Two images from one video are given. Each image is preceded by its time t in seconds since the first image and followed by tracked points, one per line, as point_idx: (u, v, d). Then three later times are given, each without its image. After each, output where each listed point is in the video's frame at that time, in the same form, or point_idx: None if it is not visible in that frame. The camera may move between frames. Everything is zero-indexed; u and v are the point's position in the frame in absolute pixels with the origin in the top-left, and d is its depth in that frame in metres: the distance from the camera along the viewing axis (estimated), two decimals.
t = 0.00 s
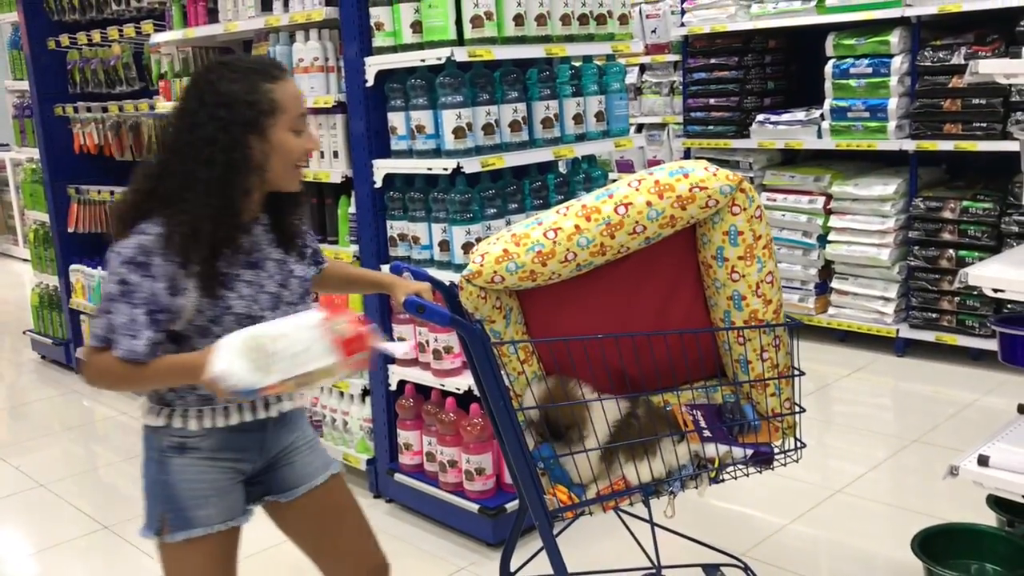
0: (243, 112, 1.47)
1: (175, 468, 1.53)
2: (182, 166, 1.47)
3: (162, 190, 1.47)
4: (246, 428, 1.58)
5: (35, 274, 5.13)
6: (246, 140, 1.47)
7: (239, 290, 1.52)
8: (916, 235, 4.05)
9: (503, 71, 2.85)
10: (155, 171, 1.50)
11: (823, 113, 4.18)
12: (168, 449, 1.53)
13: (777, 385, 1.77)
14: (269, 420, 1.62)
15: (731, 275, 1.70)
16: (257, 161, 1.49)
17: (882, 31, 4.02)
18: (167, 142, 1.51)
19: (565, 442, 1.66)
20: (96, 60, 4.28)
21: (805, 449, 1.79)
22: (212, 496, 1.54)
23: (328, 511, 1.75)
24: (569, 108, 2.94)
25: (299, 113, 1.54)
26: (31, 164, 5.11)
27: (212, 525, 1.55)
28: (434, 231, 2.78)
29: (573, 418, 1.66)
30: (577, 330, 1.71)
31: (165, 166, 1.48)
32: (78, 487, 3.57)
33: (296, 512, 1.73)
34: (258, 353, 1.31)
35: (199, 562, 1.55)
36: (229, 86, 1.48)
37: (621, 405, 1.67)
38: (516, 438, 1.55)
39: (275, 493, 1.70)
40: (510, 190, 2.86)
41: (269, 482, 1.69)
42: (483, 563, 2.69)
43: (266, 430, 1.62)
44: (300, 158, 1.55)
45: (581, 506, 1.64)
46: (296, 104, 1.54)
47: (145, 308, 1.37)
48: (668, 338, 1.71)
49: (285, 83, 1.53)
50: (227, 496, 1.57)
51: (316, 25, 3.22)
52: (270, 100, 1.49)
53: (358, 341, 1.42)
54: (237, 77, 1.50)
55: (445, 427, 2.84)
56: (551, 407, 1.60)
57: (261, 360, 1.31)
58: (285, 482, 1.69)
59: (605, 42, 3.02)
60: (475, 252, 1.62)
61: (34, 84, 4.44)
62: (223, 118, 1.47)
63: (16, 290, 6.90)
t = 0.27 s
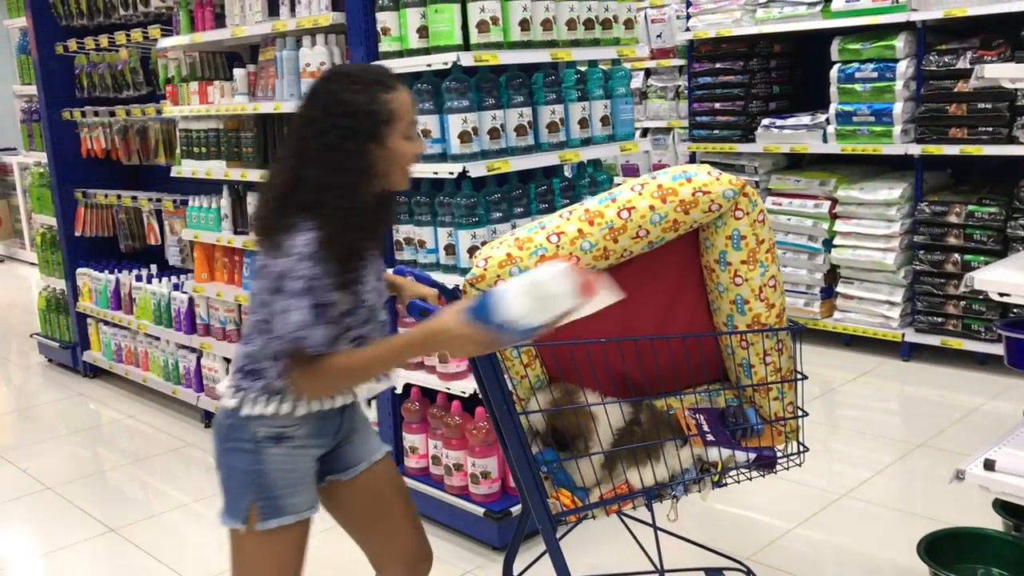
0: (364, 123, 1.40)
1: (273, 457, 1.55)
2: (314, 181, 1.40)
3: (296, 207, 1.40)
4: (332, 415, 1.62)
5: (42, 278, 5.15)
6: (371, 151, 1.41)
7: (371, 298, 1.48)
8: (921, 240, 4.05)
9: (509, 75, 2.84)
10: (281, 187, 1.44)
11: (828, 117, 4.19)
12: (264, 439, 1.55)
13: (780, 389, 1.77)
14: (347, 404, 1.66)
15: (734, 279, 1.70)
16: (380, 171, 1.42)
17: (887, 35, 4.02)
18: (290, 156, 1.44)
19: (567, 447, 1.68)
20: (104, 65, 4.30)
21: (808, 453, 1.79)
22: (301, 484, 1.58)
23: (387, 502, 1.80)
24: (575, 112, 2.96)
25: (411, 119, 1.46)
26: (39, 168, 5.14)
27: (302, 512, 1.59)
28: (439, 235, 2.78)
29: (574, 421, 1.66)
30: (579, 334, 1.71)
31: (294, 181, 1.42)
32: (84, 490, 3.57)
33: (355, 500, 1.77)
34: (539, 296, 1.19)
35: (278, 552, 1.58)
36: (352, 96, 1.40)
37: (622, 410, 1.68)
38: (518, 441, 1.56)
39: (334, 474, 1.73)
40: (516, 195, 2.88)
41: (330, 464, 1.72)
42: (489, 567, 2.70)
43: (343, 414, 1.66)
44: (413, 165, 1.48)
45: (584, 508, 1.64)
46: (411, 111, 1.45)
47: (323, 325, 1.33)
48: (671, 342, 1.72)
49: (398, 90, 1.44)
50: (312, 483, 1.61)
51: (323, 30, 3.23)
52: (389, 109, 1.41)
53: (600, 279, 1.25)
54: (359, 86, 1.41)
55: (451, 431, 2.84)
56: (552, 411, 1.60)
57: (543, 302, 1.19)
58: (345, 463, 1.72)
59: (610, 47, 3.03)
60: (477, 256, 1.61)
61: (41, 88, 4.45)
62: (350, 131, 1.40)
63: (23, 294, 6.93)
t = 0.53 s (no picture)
0: (440, 128, 1.46)
1: (309, 446, 1.60)
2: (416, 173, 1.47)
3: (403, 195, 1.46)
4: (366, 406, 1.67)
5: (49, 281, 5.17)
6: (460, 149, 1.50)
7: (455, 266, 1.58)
8: (929, 243, 4.04)
9: (515, 78, 2.82)
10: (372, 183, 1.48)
11: (835, 121, 4.18)
12: (305, 427, 1.60)
13: (789, 394, 1.74)
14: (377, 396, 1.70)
15: (742, 282, 1.69)
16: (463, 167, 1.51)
17: (894, 38, 4.02)
18: (379, 155, 1.49)
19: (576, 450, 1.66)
20: (112, 69, 4.32)
21: (817, 458, 1.77)
22: (333, 474, 1.64)
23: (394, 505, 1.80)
24: (582, 116, 2.95)
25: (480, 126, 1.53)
26: (46, 171, 5.16)
27: (331, 501, 1.64)
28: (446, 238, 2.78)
29: (580, 426, 1.67)
30: (587, 335, 1.72)
31: (392, 177, 1.47)
32: (91, 492, 3.58)
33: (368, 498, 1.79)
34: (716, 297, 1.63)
35: (303, 544, 1.65)
36: (428, 104, 1.46)
37: (633, 414, 1.69)
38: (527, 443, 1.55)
39: (349, 466, 1.75)
40: (522, 198, 2.86)
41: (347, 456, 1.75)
42: (496, 571, 2.69)
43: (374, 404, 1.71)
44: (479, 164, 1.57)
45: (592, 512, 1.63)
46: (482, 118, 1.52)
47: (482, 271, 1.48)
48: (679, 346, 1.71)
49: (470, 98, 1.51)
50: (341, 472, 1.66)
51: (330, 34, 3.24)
52: (461, 117, 1.47)
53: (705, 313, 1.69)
54: (434, 94, 1.47)
55: (457, 434, 2.83)
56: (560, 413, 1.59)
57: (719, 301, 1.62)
58: (364, 454, 1.76)
59: (617, 50, 3.02)
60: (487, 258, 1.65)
61: (50, 92, 4.47)
62: (433, 136, 1.46)
63: (30, 297, 6.94)
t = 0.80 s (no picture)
0: (427, 145, 1.48)
1: (285, 464, 1.58)
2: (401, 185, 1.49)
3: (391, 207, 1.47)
4: (348, 427, 1.64)
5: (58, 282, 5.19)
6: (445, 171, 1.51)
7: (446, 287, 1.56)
8: (938, 245, 4.02)
9: (523, 80, 2.84)
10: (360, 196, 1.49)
11: (843, 123, 4.17)
12: (280, 445, 1.58)
13: (804, 395, 1.76)
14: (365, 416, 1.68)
15: (759, 284, 1.69)
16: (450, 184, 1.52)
17: (903, 40, 4.01)
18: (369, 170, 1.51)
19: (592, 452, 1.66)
20: (120, 70, 4.33)
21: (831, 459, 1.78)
22: (311, 492, 1.61)
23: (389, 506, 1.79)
24: (589, 117, 2.95)
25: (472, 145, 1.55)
26: (55, 172, 5.18)
27: (308, 520, 1.62)
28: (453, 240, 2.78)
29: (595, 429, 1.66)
30: (602, 338, 1.69)
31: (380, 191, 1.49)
32: (99, 493, 3.58)
33: (357, 504, 1.78)
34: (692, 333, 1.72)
35: (285, 558, 1.63)
36: (416, 121, 1.49)
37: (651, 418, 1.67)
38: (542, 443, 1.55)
39: (346, 482, 1.76)
40: (530, 200, 2.87)
41: (344, 472, 1.75)
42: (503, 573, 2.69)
43: (359, 425, 1.68)
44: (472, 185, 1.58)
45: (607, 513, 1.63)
46: (470, 137, 1.54)
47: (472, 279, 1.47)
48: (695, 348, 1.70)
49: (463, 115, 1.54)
50: (321, 493, 1.63)
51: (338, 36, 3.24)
52: (449, 134, 1.49)
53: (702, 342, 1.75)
54: (423, 112, 1.50)
55: (464, 436, 2.83)
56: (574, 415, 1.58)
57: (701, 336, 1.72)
58: (358, 471, 1.76)
59: (625, 52, 3.02)
60: (501, 261, 1.62)
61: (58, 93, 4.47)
62: (421, 153, 1.49)
63: (39, 298, 6.97)
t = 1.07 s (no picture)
0: (354, 128, 1.47)
1: (194, 450, 1.55)
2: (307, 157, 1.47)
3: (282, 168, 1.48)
4: (269, 424, 1.55)
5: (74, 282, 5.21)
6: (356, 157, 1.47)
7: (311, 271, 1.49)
8: (953, 249, 4.01)
9: (538, 83, 2.84)
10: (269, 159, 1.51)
11: (859, 126, 4.16)
12: (190, 432, 1.55)
13: (828, 398, 1.76)
14: (294, 415, 1.57)
15: (784, 287, 1.69)
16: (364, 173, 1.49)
17: (919, 43, 3.99)
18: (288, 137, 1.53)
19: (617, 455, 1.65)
20: (136, 72, 4.36)
21: (855, 463, 1.78)
22: (224, 484, 1.54)
23: (351, 520, 1.68)
24: (603, 119, 2.94)
25: (405, 141, 1.51)
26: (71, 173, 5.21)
27: (220, 513, 1.55)
28: (467, 242, 2.78)
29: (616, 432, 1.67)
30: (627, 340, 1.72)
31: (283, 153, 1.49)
32: (113, 492, 3.59)
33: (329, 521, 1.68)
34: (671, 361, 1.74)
35: (210, 551, 1.56)
36: (349, 104, 1.48)
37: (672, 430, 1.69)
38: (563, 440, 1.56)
39: (308, 494, 1.66)
40: (543, 202, 2.87)
41: (304, 484, 1.65)
42: None
43: (293, 429, 1.59)
44: (396, 185, 1.53)
45: (629, 517, 1.62)
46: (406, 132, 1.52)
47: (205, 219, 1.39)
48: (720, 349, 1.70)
49: (403, 111, 1.51)
50: (237, 488, 1.56)
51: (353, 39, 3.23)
52: (380, 124, 1.48)
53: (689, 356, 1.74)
54: (358, 95, 1.49)
55: (477, 438, 2.83)
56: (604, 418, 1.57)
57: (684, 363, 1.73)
58: (317, 485, 1.65)
59: (639, 54, 3.01)
60: (527, 262, 1.64)
61: (74, 94, 4.49)
62: (343, 134, 1.47)
63: (56, 298, 7.01)
